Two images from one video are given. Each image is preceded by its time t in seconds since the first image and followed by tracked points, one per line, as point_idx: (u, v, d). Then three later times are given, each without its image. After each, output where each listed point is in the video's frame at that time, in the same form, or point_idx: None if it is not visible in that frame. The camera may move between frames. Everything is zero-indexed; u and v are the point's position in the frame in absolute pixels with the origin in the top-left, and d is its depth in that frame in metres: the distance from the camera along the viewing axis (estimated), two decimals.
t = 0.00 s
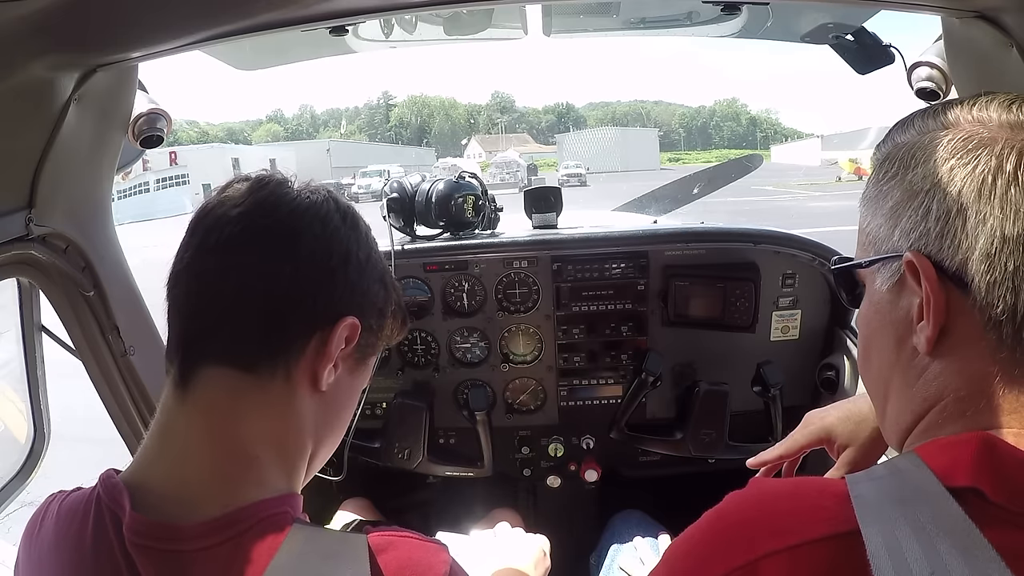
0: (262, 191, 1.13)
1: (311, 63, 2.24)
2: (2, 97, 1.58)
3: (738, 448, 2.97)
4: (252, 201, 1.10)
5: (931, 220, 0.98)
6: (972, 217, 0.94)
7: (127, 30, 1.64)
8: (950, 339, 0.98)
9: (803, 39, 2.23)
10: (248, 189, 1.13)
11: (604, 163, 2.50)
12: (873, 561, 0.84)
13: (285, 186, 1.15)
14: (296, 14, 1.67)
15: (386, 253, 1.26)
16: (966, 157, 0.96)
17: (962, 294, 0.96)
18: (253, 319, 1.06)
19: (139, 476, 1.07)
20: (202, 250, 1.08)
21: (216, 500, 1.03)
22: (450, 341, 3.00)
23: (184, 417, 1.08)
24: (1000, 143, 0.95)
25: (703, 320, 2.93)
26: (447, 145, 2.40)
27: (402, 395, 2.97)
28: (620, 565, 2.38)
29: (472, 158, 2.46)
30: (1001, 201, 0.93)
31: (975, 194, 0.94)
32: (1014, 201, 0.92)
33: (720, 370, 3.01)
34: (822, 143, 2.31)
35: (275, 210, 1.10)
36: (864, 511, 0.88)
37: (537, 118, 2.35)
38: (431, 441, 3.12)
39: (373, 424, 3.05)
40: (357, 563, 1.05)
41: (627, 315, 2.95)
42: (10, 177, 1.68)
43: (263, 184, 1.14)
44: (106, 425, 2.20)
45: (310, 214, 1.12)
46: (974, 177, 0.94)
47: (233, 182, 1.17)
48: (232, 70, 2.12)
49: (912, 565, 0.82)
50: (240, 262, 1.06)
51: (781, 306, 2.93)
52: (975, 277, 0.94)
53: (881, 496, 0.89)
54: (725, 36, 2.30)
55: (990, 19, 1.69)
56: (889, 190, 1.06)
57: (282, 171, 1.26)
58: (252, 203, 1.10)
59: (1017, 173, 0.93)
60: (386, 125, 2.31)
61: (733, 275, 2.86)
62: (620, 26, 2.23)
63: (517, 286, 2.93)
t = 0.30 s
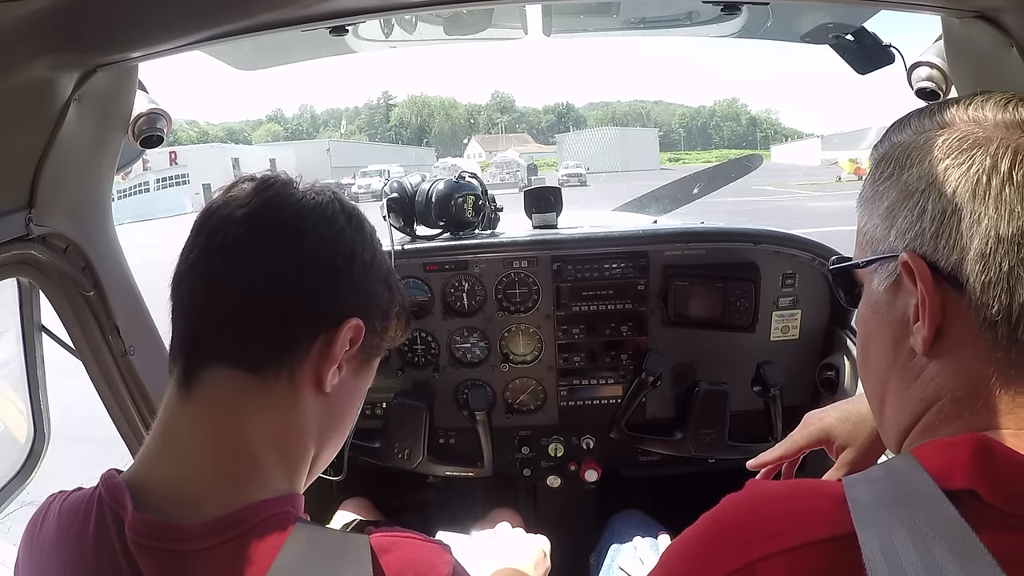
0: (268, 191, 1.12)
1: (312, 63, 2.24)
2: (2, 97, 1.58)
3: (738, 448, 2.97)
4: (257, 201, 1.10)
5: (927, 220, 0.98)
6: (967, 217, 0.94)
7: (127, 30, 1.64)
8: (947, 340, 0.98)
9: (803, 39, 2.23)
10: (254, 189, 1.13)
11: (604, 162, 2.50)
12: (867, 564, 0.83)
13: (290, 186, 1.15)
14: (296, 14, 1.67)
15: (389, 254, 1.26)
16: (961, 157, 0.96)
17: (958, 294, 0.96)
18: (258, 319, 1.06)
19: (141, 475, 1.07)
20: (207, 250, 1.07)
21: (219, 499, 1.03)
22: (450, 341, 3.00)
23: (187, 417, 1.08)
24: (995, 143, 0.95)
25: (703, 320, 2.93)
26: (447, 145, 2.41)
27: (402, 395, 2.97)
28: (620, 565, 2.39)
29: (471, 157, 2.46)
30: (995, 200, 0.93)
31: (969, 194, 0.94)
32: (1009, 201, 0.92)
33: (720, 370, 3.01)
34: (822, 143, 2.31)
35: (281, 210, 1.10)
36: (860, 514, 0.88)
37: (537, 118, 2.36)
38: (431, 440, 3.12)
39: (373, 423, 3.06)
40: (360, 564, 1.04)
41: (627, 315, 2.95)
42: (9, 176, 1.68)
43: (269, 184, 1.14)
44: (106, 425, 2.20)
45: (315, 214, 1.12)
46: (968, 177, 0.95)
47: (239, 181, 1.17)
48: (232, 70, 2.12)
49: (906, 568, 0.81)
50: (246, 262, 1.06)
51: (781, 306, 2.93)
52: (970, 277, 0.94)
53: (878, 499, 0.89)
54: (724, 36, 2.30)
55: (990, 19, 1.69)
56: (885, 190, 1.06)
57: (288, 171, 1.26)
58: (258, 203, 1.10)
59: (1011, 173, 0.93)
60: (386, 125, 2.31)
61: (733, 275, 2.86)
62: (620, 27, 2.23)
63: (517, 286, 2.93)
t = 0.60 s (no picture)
0: (272, 194, 1.12)
1: (312, 63, 2.24)
2: (2, 97, 1.58)
3: (738, 448, 2.97)
4: (262, 204, 1.10)
5: (932, 217, 0.98)
6: (971, 214, 0.94)
7: (127, 30, 1.64)
8: (950, 335, 0.99)
9: (804, 39, 2.23)
10: (258, 191, 1.13)
11: (604, 163, 2.50)
12: (868, 560, 0.84)
13: (295, 189, 1.15)
14: (296, 14, 1.67)
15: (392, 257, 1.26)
16: (967, 157, 0.96)
17: (962, 289, 0.96)
18: (262, 322, 1.06)
19: (144, 475, 1.07)
20: (211, 251, 1.07)
21: (221, 500, 1.03)
22: (450, 341, 3.00)
23: (190, 417, 1.08)
24: (999, 144, 0.95)
25: (702, 320, 2.93)
26: (447, 145, 2.41)
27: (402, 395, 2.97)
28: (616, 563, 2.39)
29: (472, 157, 2.46)
30: (1000, 198, 0.93)
31: (974, 191, 0.94)
32: (1013, 199, 0.92)
33: (720, 370, 3.01)
34: (822, 143, 2.31)
35: (286, 214, 1.10)
36: (859, 514, 0.88)
37: (537, 118, 2.36)
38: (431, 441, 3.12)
39: (373, 424, 3.06)
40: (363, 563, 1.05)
41: (627, 315, 2.95)
42: (9, 176, 1.68)
43: (274, 186, 1.14)
44: (106, 425, 2.20)
45: (320, 217, 1.12)
46: (973, 175, 0.95)
47: (244, 184, 1.17)
48: (232, 71, 2.12)
49: (908, 564, 0.82)
50: (250, 264, 1.06)
51: (781, 306, 2.93)
52: (974, 273, 0.94)
53: (876, 498, 0.88)
54: (725, 36, 2.30)
55: (990, 19, 1.69)
56: (891, 189, 1.06)
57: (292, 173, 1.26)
58: (263, 206, 1.10)
59: (1016, 171, 0.93)
60: (386, 125, 2.31)
61: (733, 275, 2.86)
62: (620, 27, 2.23)
63: (517, 286, 2.93)
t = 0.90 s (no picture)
0: (265, 196, 1.13)
1: (312, 63, 2.24)
2: (2, 97, 1.58)
3: (738, 448, 2.97)
4: (255, 206, 1.11)
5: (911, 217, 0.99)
6: (945, 214, 0.95)
7: (128, 30, 1.64)
8: (930, 332, 0.99)
9: (803, 39, 2.22)
10: (251, 193, 1.13)
11: (604, 163, 2.50)
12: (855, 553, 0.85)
13: (287, 190, 1.15)
14: (297, 14, 1.67)
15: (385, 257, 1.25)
16: (940, 158, 0.97)
17: (940, 286, 0.96)
18: (257, 324, 1.06)
19: (141, 476, 1.07)
20: (205, 254, 1.07)
21: (218, 501, 1.03)
22: (450, 341, 3.00)
23: (186, 420, 1.08)
24: (975, 143, 0.95)
25: (703, 320, 2.93)
26: (447, 145, 2.41)
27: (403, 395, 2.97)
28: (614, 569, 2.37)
29: (472, 158, 2.46)
30: (973, 196, 0.93)
31: (947, 190, 0.95)
32: (986, 196, 0.92)
33: (720, 370, 3.01)
34: (822, 143, 2.30)
35: (279, 215, 1.10)
36: (848, 509, 0.89)
37: (537, 118, 2.35)
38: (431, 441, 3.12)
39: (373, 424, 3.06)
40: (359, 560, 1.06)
41: (627, 315, 2.95)
42: (10, 176, 1.68)
43: (266, 189, 1.15)
44: (106, 425, 2.20)
45: (313, 218, 1.12)
46: (948, 175, 0.95)
47: (236, 186, 1.17)
48: (232, 70, 2.12)
49: (893, 556, 0.82)
50: (243, 265, 1.06)
51: (781, 306, 2.93)
52: (949, 271, 0.95)
53: (866, 494, 0.89)
54: (725, 36, 2.29)
55: (990, 19, 1.69)
56: (875, 190, 1.07)
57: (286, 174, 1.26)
58: (256, 208, 1.10)
59: (990, 169, 0.92)
60: (386, 125, 2.31)
61: (733, 275, 2.86)
62: (620, 27, 2.23)
63: (517, 286, 2.93)
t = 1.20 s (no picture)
0: (258, 196, 1.13)
1: (312, 63, 2.24)
2: (2, 97, 1.58)
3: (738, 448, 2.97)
4: (248, 207, 1.11)
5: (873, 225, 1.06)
6: (898, 222, 1.01)
7: (128, 31, 1.65)
8: (897, 328, 1.04)
9: (803, 39, 2.22)
10: (244, 194, 1.13)
11: (603, 163, 2.50)
12: (843, 525, 0.88)
13: (280, 190, 1.15)
14: (296, 15, 1.67)
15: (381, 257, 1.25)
16: (894, 168, 1.04)
17: (898, 287, 1.02)
18: (253, 323, 1.06)
19: (138, 476, 1.08)
20: (198, 254, 1.08)
21: (214, 500, 1.03)
22: (450, 341, 3.00)
23: (183, 420, 1.08)
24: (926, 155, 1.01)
25: (703, 320, 2.93)
26: (447, 145, 2.41)
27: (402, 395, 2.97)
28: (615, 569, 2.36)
29: (471, 158, 2.46)
30: (921, 203, 0.98)
31: (900, 199, 1.01)
32: (931, 203, 0.97)
33: (721, 370, 3.01)
34: (822, 143, 2.30)
35: (272, 215, 1.10)
36: (839, 488, 0.92)
37: (537, 118, 2.35)
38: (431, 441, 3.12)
39: (373, 424, 3.05)
40: (360, 549, 1.07)
41: (627, 315, 2.95)
42: (10, 176, 1.68)
43: (259, 188, 1.15)
44: (106, 425, 2.20)
45: (307, 218, 1.12)
46: (900, 185, 1.02)
47: (230, 187, 1.17)
48: (232, 71, 2.12)
49: (878, 525, 0.85)
50: (238, 265, 1.06)
51: (781, 306, 2.93)
52: (903, 273, 1.01)
53: (855, 472, 0.92)
54: (725, 36, 2.29)
55: (990, 19, 1.68)
56: (849, 202, 1.14)
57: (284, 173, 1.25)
58: (248, 209, 1.10)
59: (935, 177, 0.98)
60: (386, 125, 2.30)
61: (733, 275, 2.86)
62: (620, 27, 2.23)
63: (517, 286, 2.93)
